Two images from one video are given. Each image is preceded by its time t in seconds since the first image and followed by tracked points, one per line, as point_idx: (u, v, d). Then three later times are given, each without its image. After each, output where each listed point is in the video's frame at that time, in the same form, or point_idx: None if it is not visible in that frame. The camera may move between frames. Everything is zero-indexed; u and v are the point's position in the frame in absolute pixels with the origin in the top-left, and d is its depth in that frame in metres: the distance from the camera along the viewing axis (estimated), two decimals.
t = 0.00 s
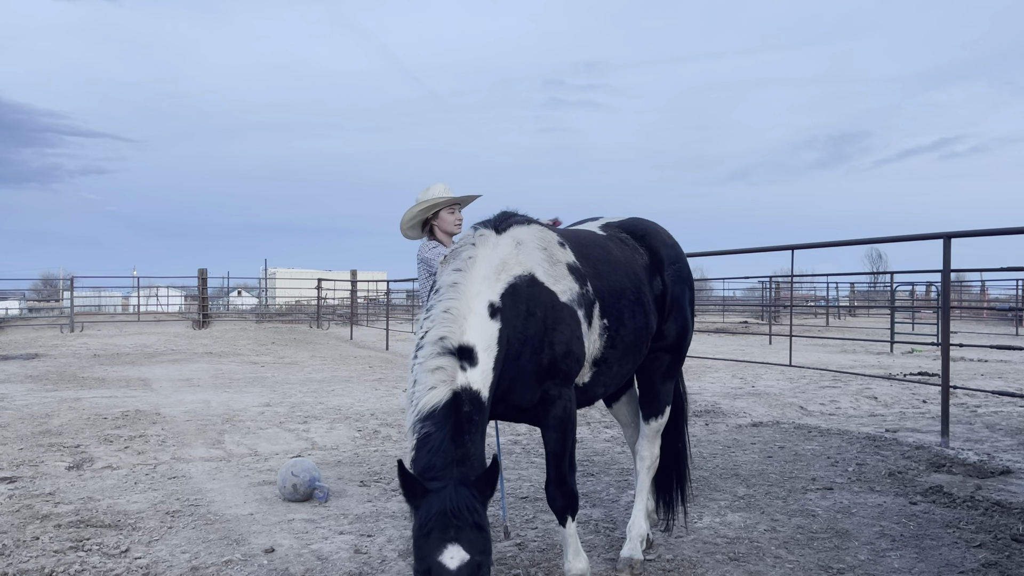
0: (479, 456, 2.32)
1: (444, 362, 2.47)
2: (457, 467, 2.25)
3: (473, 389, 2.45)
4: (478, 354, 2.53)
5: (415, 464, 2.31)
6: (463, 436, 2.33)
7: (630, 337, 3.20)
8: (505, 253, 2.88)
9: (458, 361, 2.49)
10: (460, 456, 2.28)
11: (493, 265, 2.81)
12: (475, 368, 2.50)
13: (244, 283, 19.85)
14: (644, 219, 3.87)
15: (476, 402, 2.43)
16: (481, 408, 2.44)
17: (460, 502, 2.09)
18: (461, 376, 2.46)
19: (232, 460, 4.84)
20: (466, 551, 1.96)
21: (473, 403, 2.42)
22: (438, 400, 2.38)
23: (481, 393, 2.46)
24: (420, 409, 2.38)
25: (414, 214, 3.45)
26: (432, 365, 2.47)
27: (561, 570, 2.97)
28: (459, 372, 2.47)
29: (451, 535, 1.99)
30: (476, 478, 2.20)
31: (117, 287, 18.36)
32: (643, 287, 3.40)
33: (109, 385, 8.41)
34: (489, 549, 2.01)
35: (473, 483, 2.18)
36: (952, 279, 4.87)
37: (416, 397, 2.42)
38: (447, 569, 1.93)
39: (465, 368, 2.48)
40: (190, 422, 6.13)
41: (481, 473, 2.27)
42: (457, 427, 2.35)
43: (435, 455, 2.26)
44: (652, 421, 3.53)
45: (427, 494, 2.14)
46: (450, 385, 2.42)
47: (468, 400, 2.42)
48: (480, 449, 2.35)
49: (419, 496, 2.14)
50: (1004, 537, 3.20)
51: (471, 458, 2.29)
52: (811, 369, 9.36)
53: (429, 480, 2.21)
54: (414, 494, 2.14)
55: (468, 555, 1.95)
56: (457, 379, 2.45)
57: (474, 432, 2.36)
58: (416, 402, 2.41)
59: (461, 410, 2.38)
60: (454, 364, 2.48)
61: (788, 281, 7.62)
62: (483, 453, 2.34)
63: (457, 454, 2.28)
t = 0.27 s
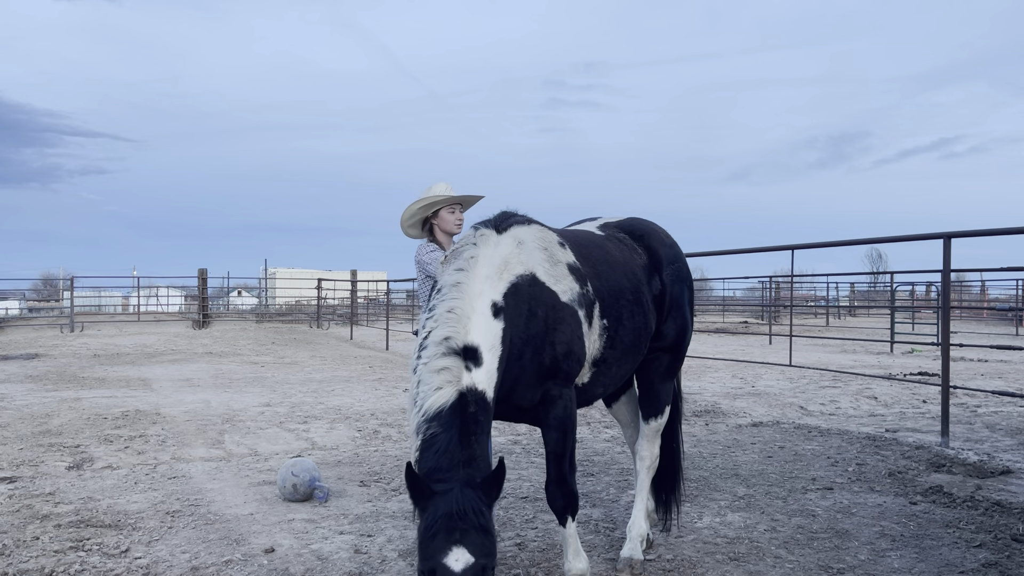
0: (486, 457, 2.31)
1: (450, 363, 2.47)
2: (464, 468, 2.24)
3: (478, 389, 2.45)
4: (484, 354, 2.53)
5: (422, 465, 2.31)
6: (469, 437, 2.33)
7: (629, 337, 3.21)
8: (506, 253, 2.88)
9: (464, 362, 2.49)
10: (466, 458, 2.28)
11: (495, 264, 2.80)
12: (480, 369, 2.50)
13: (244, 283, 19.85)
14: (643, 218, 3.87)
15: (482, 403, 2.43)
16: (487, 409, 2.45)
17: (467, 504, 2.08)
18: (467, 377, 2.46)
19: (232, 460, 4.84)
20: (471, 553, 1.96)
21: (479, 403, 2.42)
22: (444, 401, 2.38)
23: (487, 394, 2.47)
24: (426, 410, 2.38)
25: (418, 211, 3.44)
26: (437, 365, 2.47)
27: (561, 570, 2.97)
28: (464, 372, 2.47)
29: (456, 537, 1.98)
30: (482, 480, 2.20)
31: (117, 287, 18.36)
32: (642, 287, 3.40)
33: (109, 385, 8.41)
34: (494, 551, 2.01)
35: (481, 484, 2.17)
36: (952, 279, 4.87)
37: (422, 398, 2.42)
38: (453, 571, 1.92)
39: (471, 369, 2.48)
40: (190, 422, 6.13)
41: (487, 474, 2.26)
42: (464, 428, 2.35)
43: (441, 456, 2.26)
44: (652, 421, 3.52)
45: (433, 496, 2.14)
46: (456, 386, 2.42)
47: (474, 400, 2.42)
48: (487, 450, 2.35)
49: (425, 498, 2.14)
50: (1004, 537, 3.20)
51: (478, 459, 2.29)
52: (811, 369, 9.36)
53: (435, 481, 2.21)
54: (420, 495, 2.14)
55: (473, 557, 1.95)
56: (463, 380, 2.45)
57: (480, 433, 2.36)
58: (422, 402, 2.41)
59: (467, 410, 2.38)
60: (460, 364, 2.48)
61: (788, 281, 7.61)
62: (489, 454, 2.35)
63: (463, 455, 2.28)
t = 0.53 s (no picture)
0: (491, 457, 2.31)
1: (453, 363, 2.47)
2: (470, 468, 2.24)
3: (482, 389, 2.45)
4: (487, 354, 2.53)
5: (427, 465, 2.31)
6: (474, 437, 2.33)
7: (629, 337, 3.21)
8: (507, 253, 2.88)
9: (467, 362, 2.49)
10: (471, 457, 2.28)
11: (496, 264, 2.80)
12: (484, 369, 2.50)
13: (244, 283, 19.86)
14: (642, 218, 3.87)
15: (486, 403, 2.43)
16: (491, 409, 2.44)
17: (472, 503, 2.09)
18: (470, 377, 2.46)
19: (232, 460, 4.84)
20: (477, 552, 1.96)
21: (484, 403, 2.42)
22: (449, 401, 2.38)
23: (490, 394, 2.47)
24: (430, 410, 2.37)
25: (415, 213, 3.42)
26: (441, 366, 2.46)
27: (561, 570, 2.97)
28: (468, 373, 2.47)
29: (462, 536, 1.99)
30: (488, 479, 2.20)
31: (117, 287, 18.36)
32: (642, 287, 3.40)
33: (109, 385, 8.41)
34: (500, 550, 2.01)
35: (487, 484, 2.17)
36: (952, 279, 4.87)
37: (426, 398, 2.41)
38: (459, 570, 1.92)
39: (474, 369, 2.48)
40: (190, 422, 6.13)
41: (493, 473, 2.26)
42: (469, 428, 2.35)
43: (447, 456, 2.26)
44: (652, 421, 3.52)
45: (439, 495, 2.15)
46: (460, 386, 2.42)
47: (478, 400, 2.42)
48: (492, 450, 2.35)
49: (430, 497, 2.14)
50: (1004, 537, 3.20)
51: (483, 459, 2.29)
52: (811, 369, 9.36)
53: (441, 481, 2.21)
54: (427, 495, 2.15)
55: (479, 556, 1.95)
56: (467, 380, 2.45)
57: (485, 433, 2.36)
58: (426, 402, 2.40)
59: (472, 410, 2.38)
60: (463, 365, 2.48)
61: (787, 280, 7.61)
62: (494, 454, 2.35)
63: (468, 454, 2.28)
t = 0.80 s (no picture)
0: (494, 458, 2.32)
1: (456, 363, 2.47)
2: (473, 469, 2.25)
3: (486, 389, 2.45)
4: (490, 354, 2.53)
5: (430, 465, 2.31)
6: (477, 437, 2.34)
7: (629, 338, 3.21)
8: (509, 253, 2.88)
9: (471, 363, 2.49)
10: (474, 458, 2.28)
11: (499, 265, 2.81)
12: (487, 369, 2.50)
13: (244, 283, 19.86)
14: (641, 218, 3.88)
15: (489, 403, 2.44)
16: (494, 409, 2.45)
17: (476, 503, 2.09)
18: (474, 377, 2.46)
19: (232, 460, 4.84)
20: (482, 551, 1.96)
21: (487, 404, 2.42)
22: (453, 402, 2.38)
23: (494, 394, 2.47)
24: (434, 410, 2.38)
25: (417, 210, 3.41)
26: (445, 366, 2.46)
27: (561, 570, 2.97)
28: (472, 373, 2.47)
29: (467, 535, 1.99)
30: (491, 480, 2.20)
31: (117, 287, 18.36)
32: (642, 287, 3.40)
33: (109, 385, 8.42)
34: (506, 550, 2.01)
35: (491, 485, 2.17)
36: (952, 279, 4.87)
37: (429, 398, 2.41)
38: (465, 569, 1.92)
39: (478, 369, 2.48)
40: (190, 422, 6.13)
41: (496, 474, 2.27)
42: (472, 429, 2.35)
43: (450, 456, 2.26)
44: (652, 422, 3.52)
45: (443, 495, 2.15)
46: (463, 386, 2.42)
47: (481, 401, 2.42)
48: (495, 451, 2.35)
49: (434, 498, 2.14)
50: (1004, 537, 3.20)
51: (486, 460, 2.29)
52: (811, 369, 9.37)
53: (445, 481, 2.21)
54: (431, 495, 2.15)
55: (484, 556, 1.95)
56: (471, 380, 2.45)
57: (488, 434, 2.36)
58: (429, 403, 2.40)
59: (475, 411, 2.39)
60: (467, 365, 2.48)
61: (787, 281, 7.61)
62: (497, 454, 2.35)
63: (471, 455, 2.28)
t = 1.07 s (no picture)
0: (496, 457, 2.31)
1: (459, 363, 2.47)
2: (474, 468, 2.24)
3: (488, 389, 2.45)
4: (492, 354, 2.52)
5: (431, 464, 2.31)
6: (479, 437, 2.33)
7: (629, 338, 3.21)
8: (511, 253, 2.88)
9: (473, 363, 2.49)
10: (475, 458, 2.28)
11: (501, 264, 2.81)
12: (489, 369, 2.50)
13: (244, 283, 19.86)
14: (641, 219, 3.88)
15: (490, 404, 2.43)
16: (495, 409, 2.44)
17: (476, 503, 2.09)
18: (476, 377, 2.46)
19: (232, 460, 4.84)
20: (481, 551, 1.96)
21: (489, 403, 2.42)
22: (454, 402, 2.38)
23: (496, 394, 2.47)
24: (436, 409, 2.38)
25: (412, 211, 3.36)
26: (446, 365, 2.47)
27: (561, 570, 2.97)
28: (474, 372, 2.47)
29: (466, 535, 1.99)
30: (492, 480, 2.20)
31: (117, 287, 18.36)
32: (642, 287, 3.40)
33: (109, 385, 8.42)
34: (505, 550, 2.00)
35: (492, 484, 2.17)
36: (952, 279, 4.87)
37: (431, 397, 2.42)
38: (463, 569, 1.92)
39: (480, 369, 2.48)
40: (190, 422, 6.13)
41: (497, 474, 2.26)
42: (474, 428, 2.35)
43: (451, 456, 2.26)
44: (652, 422, 3.52)
45: (443, 495, 2.15)
46: (465, 386, 2.42)
47: (483, 400, 2.42)
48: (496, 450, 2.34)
49: (434, 497, 2.14)
50: (1004, 537, 3.20)
51: (488, 459, 2.28)
52: (811, 369, 9.37)
53: (446, 481, 2.21)
54: (431, 495, 2.15)
55: (484, 556, 1.95)
56: (472, 379, 2.45)
57: (490, 434, 2.36)
58: (431, 402, 2.40)
59: (477, 410, 2.38)
60: (469, 364, 2.48)
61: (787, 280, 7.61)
62: (499, 454, 2.34)
63: (473, 454, 2.28)
